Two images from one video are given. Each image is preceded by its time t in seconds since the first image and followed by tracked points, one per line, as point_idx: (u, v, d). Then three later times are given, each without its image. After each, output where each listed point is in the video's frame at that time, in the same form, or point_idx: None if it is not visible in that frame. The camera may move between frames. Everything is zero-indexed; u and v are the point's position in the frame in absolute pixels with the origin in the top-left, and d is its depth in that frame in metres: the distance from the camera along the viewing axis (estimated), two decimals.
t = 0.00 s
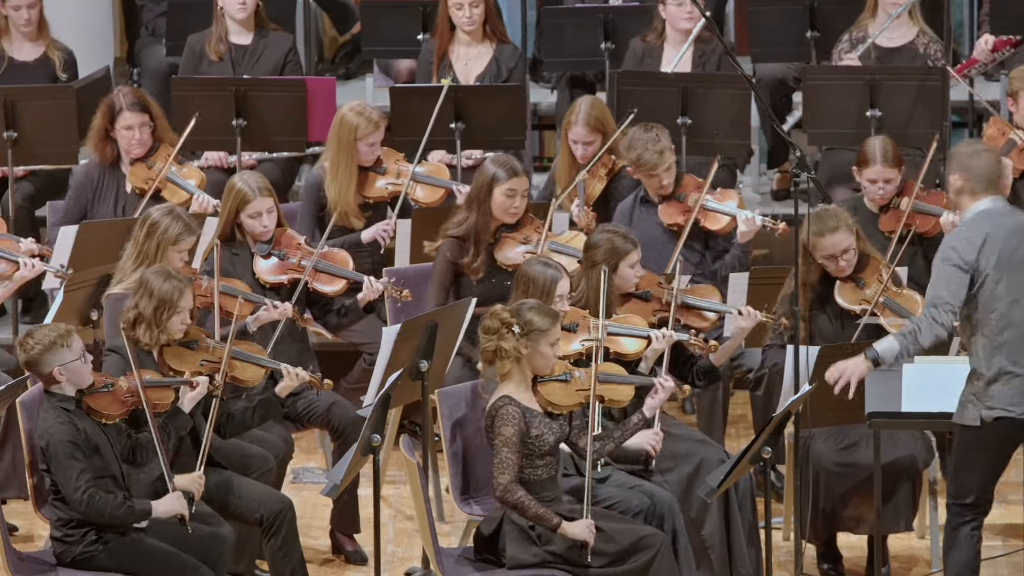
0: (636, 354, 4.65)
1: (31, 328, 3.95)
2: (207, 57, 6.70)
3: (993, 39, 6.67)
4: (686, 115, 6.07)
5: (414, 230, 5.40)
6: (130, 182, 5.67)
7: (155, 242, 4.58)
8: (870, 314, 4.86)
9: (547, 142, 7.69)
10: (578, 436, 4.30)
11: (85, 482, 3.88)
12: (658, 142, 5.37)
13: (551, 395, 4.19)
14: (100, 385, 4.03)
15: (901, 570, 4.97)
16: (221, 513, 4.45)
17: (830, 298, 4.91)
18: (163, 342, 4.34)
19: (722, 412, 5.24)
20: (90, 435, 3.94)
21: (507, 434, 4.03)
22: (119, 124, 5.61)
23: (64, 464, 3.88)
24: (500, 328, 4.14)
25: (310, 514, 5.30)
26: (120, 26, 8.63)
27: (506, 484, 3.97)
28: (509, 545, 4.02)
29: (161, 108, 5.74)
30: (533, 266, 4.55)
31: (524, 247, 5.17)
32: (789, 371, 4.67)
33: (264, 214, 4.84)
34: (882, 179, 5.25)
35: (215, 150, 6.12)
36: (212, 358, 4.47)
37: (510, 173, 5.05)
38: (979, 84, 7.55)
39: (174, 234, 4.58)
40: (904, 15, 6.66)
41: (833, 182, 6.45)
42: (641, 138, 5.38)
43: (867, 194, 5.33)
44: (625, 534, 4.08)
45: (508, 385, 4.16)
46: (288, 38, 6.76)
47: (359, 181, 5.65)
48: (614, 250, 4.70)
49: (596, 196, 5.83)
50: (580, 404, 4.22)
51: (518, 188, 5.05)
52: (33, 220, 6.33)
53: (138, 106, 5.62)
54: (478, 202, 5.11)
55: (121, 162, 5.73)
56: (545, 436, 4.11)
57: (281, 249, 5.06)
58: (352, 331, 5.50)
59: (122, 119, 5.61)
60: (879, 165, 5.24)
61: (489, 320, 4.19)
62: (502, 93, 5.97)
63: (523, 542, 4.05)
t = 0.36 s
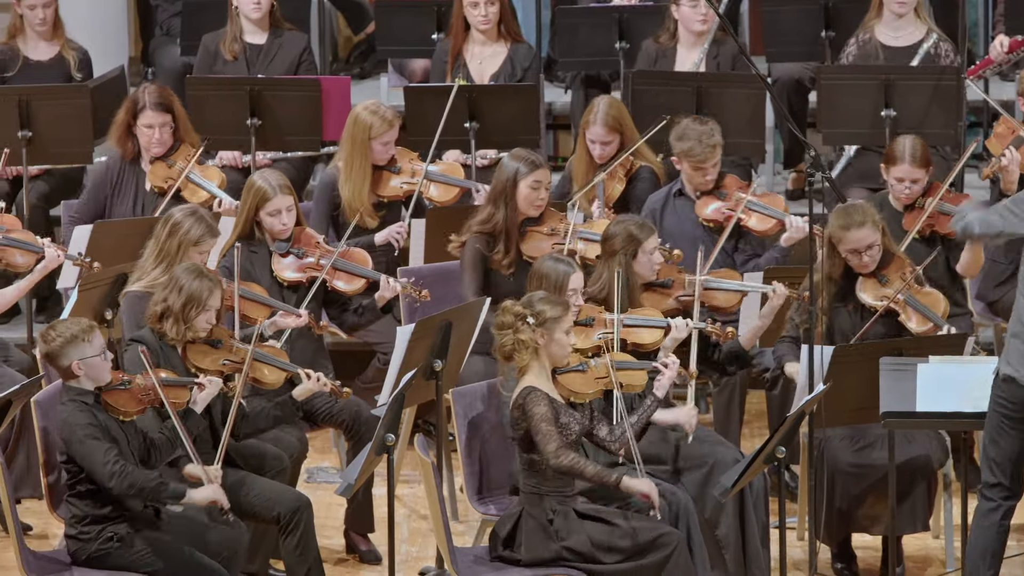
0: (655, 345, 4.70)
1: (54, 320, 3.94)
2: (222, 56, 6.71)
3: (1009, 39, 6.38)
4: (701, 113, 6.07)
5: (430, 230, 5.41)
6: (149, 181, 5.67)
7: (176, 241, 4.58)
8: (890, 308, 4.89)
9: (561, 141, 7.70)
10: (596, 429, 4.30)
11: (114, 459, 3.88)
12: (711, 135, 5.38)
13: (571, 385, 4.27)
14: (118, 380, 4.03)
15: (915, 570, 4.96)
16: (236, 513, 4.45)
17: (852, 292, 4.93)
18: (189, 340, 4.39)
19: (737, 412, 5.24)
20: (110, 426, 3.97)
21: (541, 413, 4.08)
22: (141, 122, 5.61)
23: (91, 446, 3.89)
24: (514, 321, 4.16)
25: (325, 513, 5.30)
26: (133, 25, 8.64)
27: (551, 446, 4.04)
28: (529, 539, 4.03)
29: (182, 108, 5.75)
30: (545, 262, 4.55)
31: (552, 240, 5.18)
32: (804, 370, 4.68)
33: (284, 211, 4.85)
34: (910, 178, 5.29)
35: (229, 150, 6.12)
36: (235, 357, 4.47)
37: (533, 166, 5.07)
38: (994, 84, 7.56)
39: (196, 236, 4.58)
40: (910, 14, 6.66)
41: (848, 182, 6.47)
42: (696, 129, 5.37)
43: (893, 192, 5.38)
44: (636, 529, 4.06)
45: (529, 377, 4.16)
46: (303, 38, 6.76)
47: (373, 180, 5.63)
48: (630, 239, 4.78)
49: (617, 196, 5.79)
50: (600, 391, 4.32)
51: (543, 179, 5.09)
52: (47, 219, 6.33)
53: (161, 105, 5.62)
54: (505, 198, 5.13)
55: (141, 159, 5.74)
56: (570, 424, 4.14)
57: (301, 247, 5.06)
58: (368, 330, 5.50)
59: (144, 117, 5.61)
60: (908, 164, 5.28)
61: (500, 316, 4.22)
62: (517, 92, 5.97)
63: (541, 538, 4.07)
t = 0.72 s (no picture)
0: (668, 349, 4.73)
1: (86, 315, 3.95)
2: (232, 57, 6.70)
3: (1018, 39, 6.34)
4: (711, 114, 6.08)
5: (441, 229, 5.40)
6: (161, 182, 5.67)
7: (200, 241, 4.61)
8: (908, 306, 4.90)
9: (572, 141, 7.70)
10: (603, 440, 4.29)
11: (157, 427, 3.95)
12: (741, 142, 5.36)
13: (583, 392, 4.27)
14: (146, 377, 4.10)
15: (926, 570, 4.96)
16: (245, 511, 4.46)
17: (869, 288, 4.96)
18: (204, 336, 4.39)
19: (748, 413, 5.24)
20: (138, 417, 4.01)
21: (567, 411, 4.03)
22: (152, 122, 5.61)
23: (133, 421, 3.93)
24: (549, 317, 4.09)
25: (335, 513, 5.30)
26: (143, 24, 8.64)
27: (604, 453, 3.97)
28: (542, 538, 4.01)
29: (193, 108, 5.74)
30: (563, 264, 4.57)
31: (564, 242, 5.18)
32: (815, 370, 4.70)
33: (298, 210, 4.87)
34: (925, 177, 5.32)
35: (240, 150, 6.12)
36: (252, 353, 4.52)
37: (539, 168, 5.09)
38: (1005, 85, 7.56)
39: (220, 238, 4.60)
40: (918, 15, 6.64)
41: (857, 182, 6.47)
42: (727, 135, 5.34)
43: (909, 191, 5.40)
44: (647, 529, 4.10)
45: (548, 376, 4.13)
46: (313, 38, 6.76)
47: (385, 180, 5.65)
48: (647, 238, 4.80)
49: (632, 200, 5.83)
50: (607, 407, 4.29)
51: (551, 179, 5.09)
52: (58, 220, 6.34)
53: (172, 105, 5.62)
54: (513, 201, 5.09)
55: (151, 160, 5.76)
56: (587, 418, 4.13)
57: (314, 245, 5.11)
58: (377, 330, 5.50)
59: (154, 117, 5.61)
60: (924, 164, 5.31)
61: (535, 309, 4.15)
62: (528, 92, 5.96)
63: (552, 538, 4.06)
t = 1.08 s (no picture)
0: (676, 354, 4.69)
1: (129, 314, 3.94)
2: (242, 57, 6.71)
3: None
4: (721, 114, 6.08)
5: (451, 228, 5.42)
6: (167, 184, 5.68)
7: (211, 240, 4.63)
8: (918, 306, 4.92)
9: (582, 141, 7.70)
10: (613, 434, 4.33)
11: (182, 434, 3.97)
12: (727, 149, 5.43)
13: (591, 390, 4.28)
14: (166, 385, 4.11)
15: (936, 570, 4.96)
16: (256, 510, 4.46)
17: (877, 289, 4.94)
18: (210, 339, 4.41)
19: (758, 413, 5.24)
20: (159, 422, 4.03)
21: (581, 421, 4.06)
22: (155, 127, 5.61)
23: (155, 431, 3.94)
24: (543, 328, 4.11)
25: (345, 513, 5.30)
26: (154, 25, 8.65)
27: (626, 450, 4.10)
28: (551, 542, 4.00)
29: (193, 111, 5.75)
30: (577, 266, 4.59)
31: (565, 245, 5.19)
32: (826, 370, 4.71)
33: (308, 212, 4.88)
34: (931, 175, 5.32)
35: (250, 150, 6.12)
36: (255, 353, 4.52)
37: (541, 174, 5.06)
38: (1015, 85, 7.56)
39: (231, 235, 4.63)
40: (927, 15, 6.65)
41: (866, 183, 6.47)
42: (711, 143, 5.42)
43: (915, 190, 5.41)
44: (657, 533, 4.10)
45: (551, 385, 4.15)
46: (323, 38, 6.76)
47: (396, 180, 5.66)
48: (659, 242, 4.83)
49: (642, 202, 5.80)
50: (617, 398, 4.32)
51: (549, 188, 5.06)
52: (67, 220, 6.34)
53: (173, 108, 5.62)
54: (511, 209, 5.10)
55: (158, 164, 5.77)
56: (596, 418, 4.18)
57: (324, 247, 5.12)
58: (384, 331, 5.50)
59: (157, 123, 5.61)
60: (929, 161, 5.32)
61: (529, 319, 4.16)
62: (538, 93, 5.96)
63: (561, 540, 4.05)
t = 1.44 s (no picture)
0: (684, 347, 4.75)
1: (135, 319, 3.98)
2: (254, 56, 6.71)
3: None
4: (734, 114, 6.07)
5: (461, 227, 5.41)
6: (176, 178, 5.67)
7: (211, 240, 4.68)
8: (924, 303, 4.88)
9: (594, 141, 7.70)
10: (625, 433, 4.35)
11: (173, 466, 3.94)
12: (704, 142, 5.38)
13: (596, 393, 4.30)
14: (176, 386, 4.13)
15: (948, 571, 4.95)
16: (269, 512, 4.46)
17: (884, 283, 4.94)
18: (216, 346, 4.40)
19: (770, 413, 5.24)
20: (162, 428, 4.01)
21: (573, 434, 4.05)
22: (163, 118, 5.59)
23: (148, 454, 3.93)
24: (536, 338, 4.15)
25: (357, 513, 5.30)
26: (167, 25, 8.66)
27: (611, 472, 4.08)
28: (562, 546, 4.01)
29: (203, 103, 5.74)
30: (579, 265, 4.58)
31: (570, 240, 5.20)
32: (838, 369, 4.70)
33: (317, 213, 4.86)
34: (939, 175, 5.31)
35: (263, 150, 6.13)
36: (260, 359, 4.52)
37: (545, 168, 5.09)
38: None
39: (231, 233, 4.68)
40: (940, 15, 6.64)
41: (877, 184, 6.47)
42: (687, 138, 5.39)
43: (923, 190, 5.39)
44: (670, 535, 4.06)
45: (554, 392, 4.16)
46: (335, 38, 6.76)
47: (406, 180, 5.64)
48: (665, 238, 4.81)
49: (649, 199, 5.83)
50: (625, 397, 4.34)
51: (553, 182, 5.07)
52: (79, 220, 6.34)
53: (180, 100, 5.60)
54: (515, 200, 5.13)
55: (167, 161, 5.75)
56: (599, 429, 4.15)
57: (332, 248, 5.09)
58: (396, 329, 5.49)
59: (165, 113, 5.59)
60: (937, 160, 5.32)
61: (524, 331, 4.19)
62: (550, 92, 5.95)
63: (573, 543, 4.06)
